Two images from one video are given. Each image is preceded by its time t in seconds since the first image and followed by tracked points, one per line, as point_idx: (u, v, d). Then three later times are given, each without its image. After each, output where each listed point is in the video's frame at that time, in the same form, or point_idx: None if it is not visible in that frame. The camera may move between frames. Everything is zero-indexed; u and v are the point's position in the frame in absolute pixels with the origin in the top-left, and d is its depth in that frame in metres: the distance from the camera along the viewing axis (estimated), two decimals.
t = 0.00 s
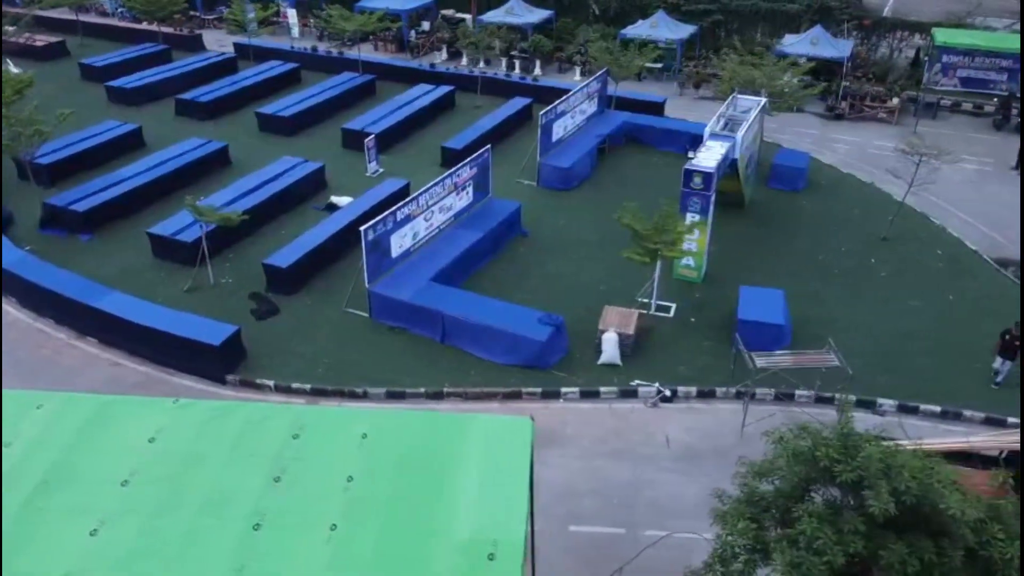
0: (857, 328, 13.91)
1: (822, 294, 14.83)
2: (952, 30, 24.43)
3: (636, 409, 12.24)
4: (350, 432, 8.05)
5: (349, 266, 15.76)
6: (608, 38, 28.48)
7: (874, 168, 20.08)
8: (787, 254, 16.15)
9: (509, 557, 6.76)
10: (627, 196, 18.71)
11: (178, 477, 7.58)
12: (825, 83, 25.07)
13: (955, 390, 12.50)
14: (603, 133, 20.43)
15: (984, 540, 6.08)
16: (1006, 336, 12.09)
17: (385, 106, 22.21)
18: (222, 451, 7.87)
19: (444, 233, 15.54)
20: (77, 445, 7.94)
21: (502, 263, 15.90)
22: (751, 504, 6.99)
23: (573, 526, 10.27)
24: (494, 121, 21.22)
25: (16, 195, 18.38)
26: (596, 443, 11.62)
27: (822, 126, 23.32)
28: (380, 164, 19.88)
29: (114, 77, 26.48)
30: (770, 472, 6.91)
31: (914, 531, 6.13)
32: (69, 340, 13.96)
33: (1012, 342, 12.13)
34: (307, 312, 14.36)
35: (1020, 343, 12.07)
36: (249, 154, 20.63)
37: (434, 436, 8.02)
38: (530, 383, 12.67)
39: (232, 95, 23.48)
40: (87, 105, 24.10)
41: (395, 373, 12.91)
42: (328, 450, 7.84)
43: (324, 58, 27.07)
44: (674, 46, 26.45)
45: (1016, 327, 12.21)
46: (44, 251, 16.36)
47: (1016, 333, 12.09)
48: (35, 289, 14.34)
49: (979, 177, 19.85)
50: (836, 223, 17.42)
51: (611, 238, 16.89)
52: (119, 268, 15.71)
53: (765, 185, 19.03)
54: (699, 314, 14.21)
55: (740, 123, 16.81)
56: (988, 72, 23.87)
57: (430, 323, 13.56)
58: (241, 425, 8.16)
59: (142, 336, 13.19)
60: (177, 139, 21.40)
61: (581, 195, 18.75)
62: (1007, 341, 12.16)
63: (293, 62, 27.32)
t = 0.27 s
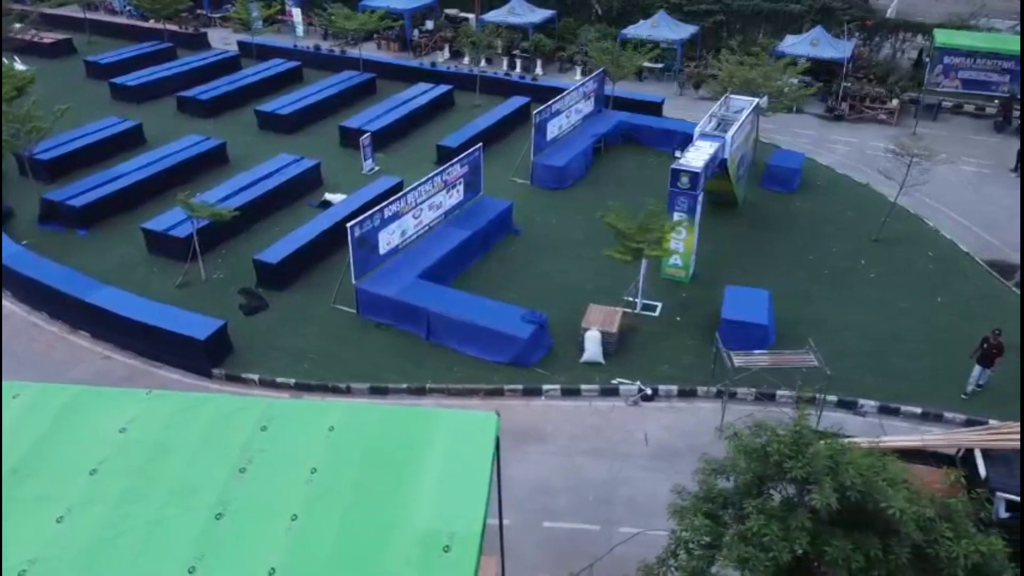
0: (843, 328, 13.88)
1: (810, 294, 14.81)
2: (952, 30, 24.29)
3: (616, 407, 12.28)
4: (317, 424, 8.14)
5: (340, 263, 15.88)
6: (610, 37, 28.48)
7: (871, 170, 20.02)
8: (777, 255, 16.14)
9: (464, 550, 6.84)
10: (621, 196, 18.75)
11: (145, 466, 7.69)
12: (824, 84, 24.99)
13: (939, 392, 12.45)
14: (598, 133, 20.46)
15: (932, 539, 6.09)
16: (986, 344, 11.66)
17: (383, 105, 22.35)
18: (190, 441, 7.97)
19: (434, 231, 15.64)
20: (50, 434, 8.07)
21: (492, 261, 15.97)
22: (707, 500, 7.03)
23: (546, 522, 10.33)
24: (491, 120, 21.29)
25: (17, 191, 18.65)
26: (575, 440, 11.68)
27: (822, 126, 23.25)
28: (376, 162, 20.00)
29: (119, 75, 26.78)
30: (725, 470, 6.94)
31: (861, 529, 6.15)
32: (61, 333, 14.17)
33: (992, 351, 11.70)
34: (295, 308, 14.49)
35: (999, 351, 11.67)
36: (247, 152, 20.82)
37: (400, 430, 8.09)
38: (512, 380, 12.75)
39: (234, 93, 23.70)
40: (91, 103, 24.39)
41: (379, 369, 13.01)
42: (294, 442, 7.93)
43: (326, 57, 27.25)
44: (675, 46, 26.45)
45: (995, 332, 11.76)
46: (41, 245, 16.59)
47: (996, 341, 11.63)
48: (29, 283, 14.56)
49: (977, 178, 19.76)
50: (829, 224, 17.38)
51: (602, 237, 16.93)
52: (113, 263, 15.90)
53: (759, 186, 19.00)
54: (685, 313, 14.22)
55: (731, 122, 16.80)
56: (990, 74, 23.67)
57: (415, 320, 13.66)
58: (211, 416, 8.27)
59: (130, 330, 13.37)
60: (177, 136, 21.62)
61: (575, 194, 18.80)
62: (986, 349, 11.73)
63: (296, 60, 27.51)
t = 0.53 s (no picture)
0: (828, 329, 13.86)
1: (797, 294, 14.81)
2: (954, 31, 24.24)
3: (597, 405, 12.34)
4: (285, 416, 8.24)
5: (331, 259, 16.01)
6: (611, 37, 28.51)
7: (867, 170, 19.96)
8: (766, 255, 16.15)
9: (421, 541, 6.92)
10: (614, 194, 18.79)
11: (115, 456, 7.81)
12: (824, 84, 24.91)
13: (920, 393, 12.43)
14: (594, 133, 20.49)
15: (879, 535, 6.10)
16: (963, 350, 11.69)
17: (381, 103, 22.46)
18: (161, 431, 8.09)
19: (423, 228, 15.74)
20: (23, 423, 8.21)
21: (481, 258, 16.06)
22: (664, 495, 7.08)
23: (520, 517, 10.40)
24: (488, 118, 21.36)
25: (16, 186, 18.88)
26: (554, 437, 11.75)
27: (821, 126, 23.17)
28: (372, 160, 20.12)
29: (124, 72, 27.04)
30: (681, 466, 6.98)
31: (809, 525, 6.18)
32: (53, 326, 14.36)
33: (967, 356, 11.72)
34: (284, 303, 14.63)
35: (976, 356, 11.63)
36: (245, 148, 21.00)
37: (366, 423, 8.18)
38: (494, 376, 12.82)
39: (235, 90, 23.90)
40: (95, 99, 24.65)
41: (363, 365, 13.12)
42: (261, 434, 8.04)
43: (328, 55, 27.42)
44: (675, 46, 26.46)
45: (971, 338, 11.70)
46: (38, 238, 16.80)
47: (970, 346, 11.61)
48: (22, 276, 14.77)
49: (973, 181, 19.70)
50: (821, 224, 17.35)
51: (592, 235, 16.97)
52: (106, 256, 16.08)
53: (753, 186, 18.99)
54: (671, 312, 14.25)
55: (721, 121, 16.79)
56: (991, 75, 23.51)
57: (401, 315, 13.77)
58: (182, 407, 8.38)
59: (120, 323, 13.54)
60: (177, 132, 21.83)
61: (568, 192, 18.84)
62: (963, 356, 11.72)
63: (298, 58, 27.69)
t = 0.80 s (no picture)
0: (814, 330, 13.84)
1: (784, 295, 14.80)
2: (954, 33, 24.36)
3: (578, 403, 12.38)
4: (254, 409, 8.35)
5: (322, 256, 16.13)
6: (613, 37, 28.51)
7: (863, 172, 19.90)
8: (757, 256, 16.13)
9: (379, 532, 7.01)
10: (607, 193, 18.80)
11: (86, 446, 7.94)
12: (825, 85, 24.82)
13: (903, 395, 12.41)
14: (590, 132, 20.50)
15: (828, 533, 6.11)
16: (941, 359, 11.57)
17: (380, 102, 22.58)
18: (132, 423, 8.22)
19: (414, 225, 15.84)
20: None
21: (471, 256, 16.13)
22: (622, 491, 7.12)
23: (495, 513, 10.46)
24: (485, 117, 21.42)
25: (16, 181, 19.11)
26: (533, 434, 11.80)
27: (820, 127, 23.07)
28: (368, 158, 20.23)
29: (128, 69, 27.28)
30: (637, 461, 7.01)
31: (758, 522, 6.21)
32: (46, 319, 14.54)
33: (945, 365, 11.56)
34: (273, 299, 14.76)
35: (954, 365, 11.50)
36: (243, 145, 21.16)
37: (334, 416, 8.28)
38: (477, 373, 12.88)
39: (236, 88, 24.07)
40: (98, 96, 24.89)
41: (348, 360, 13.23)
42: (230, 426, 8.15)
43: (330, 53, 27.57)
44: (676, 46, 26.43)
45: (950, 347, 11.54)
46: (35, 233, 17.00)
47: (948, 354, 11.47)
48: (17, 270, 14.96)
49: (970, 184, 19.63)
50: (814, 226, 17.31)
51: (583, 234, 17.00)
52: (101, 251, 16.26)
53: (747, 186, 18.96)
54: (657, 311, 14.27)
55: (714, 122, 16.76)
56: (993, 77, 23.66)
57: (388, 312, 13.87)
58: (154, 399, 8.50)
59: (110, 317, 13.70)
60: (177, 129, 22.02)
61: (562, 191, 18.87)
62: (941, 365, 11.56)
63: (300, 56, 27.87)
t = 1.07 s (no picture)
0: (799, 331, 13.83)
1: (771, 296, 14.79)
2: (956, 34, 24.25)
3: (559, 400, 12.42)
4: (225, 401, 8.46)
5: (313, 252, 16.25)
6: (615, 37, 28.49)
7: (859, 172, 19.82)
8: (746, 256, 16.12)
9: (338, 524, 7.12)
10: (601, 192, 18.82)
11: (58, 435, 8.07)
12: (825, 86, 24.74)
13: (885, 397, 12.39)
14: (585, 132, 20.54)
15: (777, 529, 6.11)
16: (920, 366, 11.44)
17: (379, 100, 22.68)
18: (104, 412, 8.34)
19: (404, 223, 15.94)
20: None
21: (461, 255, 16.20)
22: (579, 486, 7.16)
23: (470, 508, 10.53)
24: (482, 115, 21.48)
25: (17, 176, 19.36)
26: (513, 430, 11.85)
27: (819, 128, 22.97)
28: (365, 155, 20.34)
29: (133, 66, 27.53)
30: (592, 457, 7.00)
31: (708, 517, 6.18)
32: (39, 312, 14.73)
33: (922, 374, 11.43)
34: (263, 294, 14.90)
35: (932, 373, 11.38)
36: (243, 142, 21.33)
37: (302, 409, 8.38)
38: (461, 370, 12.95)
39: (237, 85, 24.25)
40: (102, 93, 25.15)
41: (334, 356, 13.34)
42: (199, 417, 8.26)
43: (333, 52, 27.72)
44: (678, 46, 26.40)
45: (928, 357, 11.37)
46: (33, 227, 17.22)
47: (926, 363, 11.33)
48: (12, 263, 15.17)
49: (966, 186, 19.54)
50: (805, 227, 17.28)
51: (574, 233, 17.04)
52: (96, 246, 16.44)
53: (741, 186, 18.92)
54: (643, 310, 14.30)
55: (706, 122, 16.70)
56: (995, 78, 23.56)
57: (375, 308, 13.97)
58: (128, 390, 8.62)
59: (101, 311, 13.88)
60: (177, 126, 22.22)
61: (556, 190, 18.90)
62: (918, 374, 11.42)
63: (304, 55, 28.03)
